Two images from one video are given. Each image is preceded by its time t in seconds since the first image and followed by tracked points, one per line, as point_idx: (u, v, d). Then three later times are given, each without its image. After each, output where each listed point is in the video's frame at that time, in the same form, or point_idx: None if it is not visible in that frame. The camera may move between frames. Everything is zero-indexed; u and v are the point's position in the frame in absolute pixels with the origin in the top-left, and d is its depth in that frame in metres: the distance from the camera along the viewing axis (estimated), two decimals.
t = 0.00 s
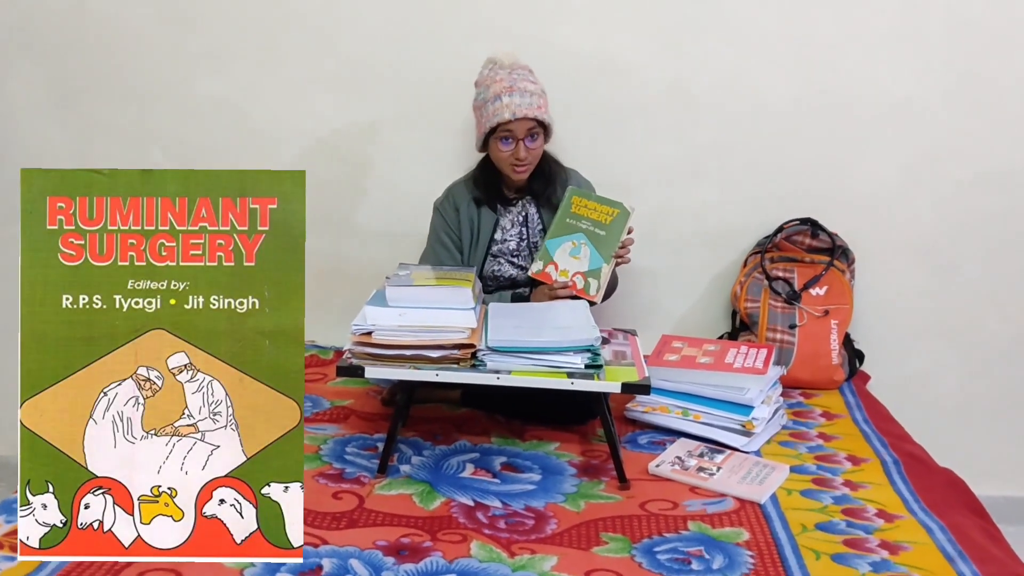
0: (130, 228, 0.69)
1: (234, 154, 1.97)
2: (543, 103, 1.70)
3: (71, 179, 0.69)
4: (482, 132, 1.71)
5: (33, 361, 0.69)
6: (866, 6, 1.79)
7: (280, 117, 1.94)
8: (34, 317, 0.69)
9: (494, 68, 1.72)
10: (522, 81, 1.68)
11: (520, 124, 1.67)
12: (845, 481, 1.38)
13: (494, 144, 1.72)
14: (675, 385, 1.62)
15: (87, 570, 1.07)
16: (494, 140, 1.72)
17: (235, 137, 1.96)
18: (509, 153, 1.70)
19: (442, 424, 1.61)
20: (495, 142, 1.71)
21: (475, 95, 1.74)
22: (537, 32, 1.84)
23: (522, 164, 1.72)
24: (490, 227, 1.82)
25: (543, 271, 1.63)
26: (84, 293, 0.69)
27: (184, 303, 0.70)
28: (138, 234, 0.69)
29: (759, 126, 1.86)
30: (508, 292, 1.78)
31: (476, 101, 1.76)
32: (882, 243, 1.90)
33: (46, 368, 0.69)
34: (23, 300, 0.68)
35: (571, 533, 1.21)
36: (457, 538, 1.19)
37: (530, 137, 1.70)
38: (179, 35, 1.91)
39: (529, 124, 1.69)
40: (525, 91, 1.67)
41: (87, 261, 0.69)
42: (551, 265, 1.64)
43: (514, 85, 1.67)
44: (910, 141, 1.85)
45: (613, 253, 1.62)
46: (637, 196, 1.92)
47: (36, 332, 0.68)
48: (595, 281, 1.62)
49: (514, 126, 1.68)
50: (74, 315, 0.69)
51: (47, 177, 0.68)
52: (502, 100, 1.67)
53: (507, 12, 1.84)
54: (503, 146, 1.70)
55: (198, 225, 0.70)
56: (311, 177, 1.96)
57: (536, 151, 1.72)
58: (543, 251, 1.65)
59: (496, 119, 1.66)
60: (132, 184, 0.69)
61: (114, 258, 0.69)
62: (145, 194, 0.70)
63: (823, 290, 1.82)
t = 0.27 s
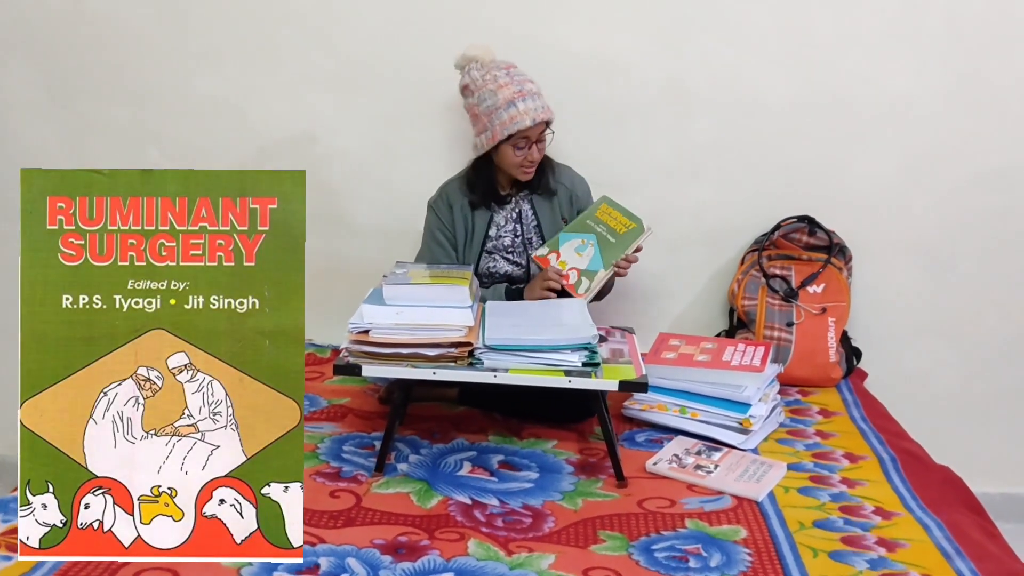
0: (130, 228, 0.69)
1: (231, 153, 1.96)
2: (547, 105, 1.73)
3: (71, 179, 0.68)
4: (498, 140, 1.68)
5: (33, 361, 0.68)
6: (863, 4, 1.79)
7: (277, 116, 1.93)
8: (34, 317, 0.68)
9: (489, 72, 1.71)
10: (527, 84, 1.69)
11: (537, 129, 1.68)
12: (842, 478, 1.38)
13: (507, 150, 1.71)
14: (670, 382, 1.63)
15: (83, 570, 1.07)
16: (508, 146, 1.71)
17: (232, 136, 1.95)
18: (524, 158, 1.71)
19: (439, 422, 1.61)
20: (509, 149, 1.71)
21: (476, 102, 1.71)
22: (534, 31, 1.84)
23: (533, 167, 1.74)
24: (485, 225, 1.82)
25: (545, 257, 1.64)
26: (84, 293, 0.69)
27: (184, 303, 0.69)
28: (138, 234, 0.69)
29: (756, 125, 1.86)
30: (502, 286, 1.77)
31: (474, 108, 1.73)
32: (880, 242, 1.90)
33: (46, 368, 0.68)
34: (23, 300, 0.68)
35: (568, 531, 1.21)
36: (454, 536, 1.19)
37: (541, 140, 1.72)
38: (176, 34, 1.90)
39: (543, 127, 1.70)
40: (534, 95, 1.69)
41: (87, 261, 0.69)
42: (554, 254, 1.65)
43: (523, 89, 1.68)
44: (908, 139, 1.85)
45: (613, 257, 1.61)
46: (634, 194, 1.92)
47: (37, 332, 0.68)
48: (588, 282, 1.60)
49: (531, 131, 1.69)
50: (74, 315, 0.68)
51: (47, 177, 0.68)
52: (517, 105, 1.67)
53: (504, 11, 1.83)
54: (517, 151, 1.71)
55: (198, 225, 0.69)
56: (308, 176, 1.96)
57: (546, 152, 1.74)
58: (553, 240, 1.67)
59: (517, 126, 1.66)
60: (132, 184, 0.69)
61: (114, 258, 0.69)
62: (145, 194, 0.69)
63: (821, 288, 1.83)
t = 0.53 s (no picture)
0: (130, 228, 0.69)
1: (229, 151, 1.96)
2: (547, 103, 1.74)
3: (71, 178, 0.68)
4: (504, 137, 1.68)
5: (34, 361, 0.68)
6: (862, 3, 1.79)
7: (275, 114, 1.93)
8: (34, 317, 0.68)
9: (490, 70, 1.71)
10: (530, 83, 1.70)
11: (543, 126, 1.69)
12: (841, 476, 1.38)
13: (512, 148, 1.71)
14: (668, 380, 1.63)
15: (81, 571, 1.06)
16: (512, 143, 1.71)
17: (229, 135, 1.95)
18: (529, 156, 1.71)
19: (437, 420, 1.61)
20: (514, 146, 1.71)
21: (479, 101, 1.71)
22: (532, 29, 1.84)
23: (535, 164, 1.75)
24: (481, 223, 1.82)
25: (542, 252, 1.65)
26: (84, 293, 0.68)
27: (184, 303, 0.69)
28: (138, 234, 0.69)
29: (755, 124, 1.86)
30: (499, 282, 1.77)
31: (476, 107, 1.72)
32: (878, 240, 1.90)
33: (46, 368, 0.68)
34: (23, 300, 0.68)
35: (566, 529, 1.21)
36: (452, 534, 1.19)
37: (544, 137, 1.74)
38: (173, 32, 1.90)
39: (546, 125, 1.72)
40: (538, 93, 1.70)
41: (87, 261, 0.68)
42: (551, 250, 1.65)
43: (527, 87, 1.69)
44: (906, 138, 1.85)
45: (610, 253, 1.61)
46: (633, 193, 1.92)
47: (37, 332, 0.68)
48: (585, 277, 1.60)
49: (537, 128, 1.69)
50: (74, 315, 0.68)
51: (47, 177, 0.68)
52: (522, 103, 1.67)
53: (502, 9, 1.83)
54: (522, 148, 1.71)
55: (198, 225, 0.69)
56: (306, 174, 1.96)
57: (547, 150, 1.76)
58: (552, 237, 1.68)
59: (524, 123, 1.66)
60: (132, 184, 0.69)
61: (114, 258, 0.69)
62: (144, 194, 0.69)
63: (819, 286, 1.83)
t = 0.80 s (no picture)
0: (130, 228, 0.69)
1: (229, 151, 1.96)
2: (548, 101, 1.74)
3: (71, 178, 0.68)
4: (505, 135, 1.68)
5: (33, 361, 0.68)
6: (861, 3, 1.79)
7: (275, 114, 1.93)
8: (34, 317, 0.68)
9: (491, 69, 1.71)
10: (532, 81, 1.70)
11: (543, 124, 1.69)
12: (840, 476, 1.38)
13: (513, 146, 1.71)
14: (668, 379, 1.63)
15: (80, 571, 1.06)
16: (513, 141, 1.71)
17: (229, 134, 1.95)
18: (530, 154, 1.71)
19: (437, 419, 1.61)
20: (515, 144, 1.71)
21: (480, 99, 1.71)
22: (532, 28, 1.84)
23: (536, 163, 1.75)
24: (480, 222, 1.82)
25: (541, 252, 1.65)
26: (84, 293, 0.68)
27: (184, 303, 0.69)
28: (138, 234, 0.69)
29: (755, 123, 1.86)
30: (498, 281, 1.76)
31: (477, 105, 1.72)
32: (878, 239, 1.90)
33: (46, 368, 0.68)
34: (23, 300, 0.68)
35: (566, 528, 1.21)
36: (451, 534, 1.19)
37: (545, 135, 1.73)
38: (173, 32, 1.90)
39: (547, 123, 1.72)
40: (539, 91, 1.70)
41: (87, 261, 0.68)
42: (551, 249, 1.65)
43: (527, 85, 1.69)
44: (906, 137, 1.85)
45: (609, 252, 1.60)
46: (633, 192, 1.92)
47: (37, 332, 0.68)
48: (584, 276, 1.59)
49: (538, 126, 1.69)
50: (74, 315, 0.68)
51: (47, 177, 0.68)
52: (523, 101, 1.67)
53: (502, 9, 1.83)
54: (523, 146, 1.71)
55: (198, 225, 0.69)
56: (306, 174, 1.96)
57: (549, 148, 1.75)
58: (552, 236, 1.68)
59: (524, 120, 1.66)
60: (132, 184, 0.69)
61: (114, 258, 0.69)
62: (144, 194, 0.69)
63: (819, 285, 1.83)
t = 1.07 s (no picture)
0: (130, 228, 0.69)
1: (229, 151, 1.96)
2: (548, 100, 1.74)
3: (71, 179, 0.68)
4: (504, 134, 1.68)
5: (33, 361, 0.68)
6: (861, 3, 1.79)
7: (275, 114, 1.93)
8: (34, 317, 0.68)
9: (491, 68, 1.71)
10: (532, 80, 1.70)
11: (543, 123, 1.69)
12: (841, 476, 1.38)
13: (513, 145, 1.71)
14: (668, 379, 1.63)
15: (81, 571, 1.06)
16: (513, 140, 1.71)
17: (229, 134, 1.95)
18: (530, 153, 1.71)
19: (437, 419, 1.61)
20: (515, 143, 1.71)
21: (480, 98, 1.71)
22: (532, 29, 1.84)
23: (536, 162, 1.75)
24: (481, 222, 1.82)
25: (541, 252, 1.64)
26: (84, 293, 0.68)
27: (184, 303, 0.69)
28: (138, 234, 0.69)
29: (754, 124, 1.86)
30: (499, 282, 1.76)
31: (477, 104, 1.72)
32: (878, 240, 1.90)
33: (46, 368, 0.68)
34: (23, 300, 0.68)
35: (567, 529, 1.21)
36: (452, 534, 1.19)
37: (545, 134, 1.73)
38: (173, 32, 1.90)
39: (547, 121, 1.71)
40: (539, 90, 1.70)
41: (87, 261, 0.68)
42: (550, 250, 1.65)
43: (527, 84, 1.69)
44: (907, 137, 1.85)
45: (609, 249, 1.60)
46: (633, 192, 1.92)
47: (37, 332, 0.68)
48: (585, 275, 1.58)
49: (537, 125, 1.69)
50: (74, 315, 0.68)
51: (47, 177, 0.68)
52: (523, 100, 1.67)
53: (502, 9, 1.83)
54: (522, 145, 1.71)
55: (198, 225, 0.69)
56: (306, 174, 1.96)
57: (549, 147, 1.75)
58: (550, 236, 1.68)
59: (524, 119, 1.66)
60: (132, 184, 0.69)
61: (114, 258, 0.69)
62: (144, 194, 0.69)
63: (819, 286, 1.83)
